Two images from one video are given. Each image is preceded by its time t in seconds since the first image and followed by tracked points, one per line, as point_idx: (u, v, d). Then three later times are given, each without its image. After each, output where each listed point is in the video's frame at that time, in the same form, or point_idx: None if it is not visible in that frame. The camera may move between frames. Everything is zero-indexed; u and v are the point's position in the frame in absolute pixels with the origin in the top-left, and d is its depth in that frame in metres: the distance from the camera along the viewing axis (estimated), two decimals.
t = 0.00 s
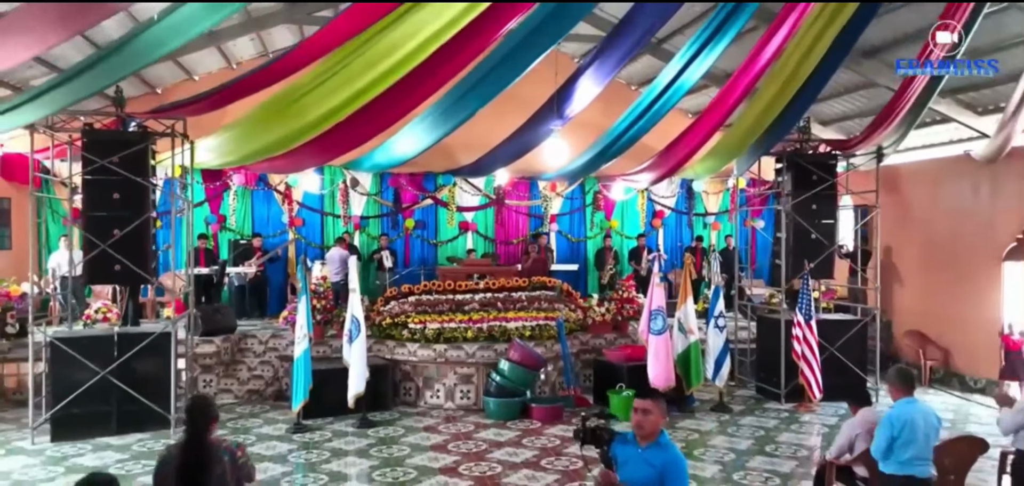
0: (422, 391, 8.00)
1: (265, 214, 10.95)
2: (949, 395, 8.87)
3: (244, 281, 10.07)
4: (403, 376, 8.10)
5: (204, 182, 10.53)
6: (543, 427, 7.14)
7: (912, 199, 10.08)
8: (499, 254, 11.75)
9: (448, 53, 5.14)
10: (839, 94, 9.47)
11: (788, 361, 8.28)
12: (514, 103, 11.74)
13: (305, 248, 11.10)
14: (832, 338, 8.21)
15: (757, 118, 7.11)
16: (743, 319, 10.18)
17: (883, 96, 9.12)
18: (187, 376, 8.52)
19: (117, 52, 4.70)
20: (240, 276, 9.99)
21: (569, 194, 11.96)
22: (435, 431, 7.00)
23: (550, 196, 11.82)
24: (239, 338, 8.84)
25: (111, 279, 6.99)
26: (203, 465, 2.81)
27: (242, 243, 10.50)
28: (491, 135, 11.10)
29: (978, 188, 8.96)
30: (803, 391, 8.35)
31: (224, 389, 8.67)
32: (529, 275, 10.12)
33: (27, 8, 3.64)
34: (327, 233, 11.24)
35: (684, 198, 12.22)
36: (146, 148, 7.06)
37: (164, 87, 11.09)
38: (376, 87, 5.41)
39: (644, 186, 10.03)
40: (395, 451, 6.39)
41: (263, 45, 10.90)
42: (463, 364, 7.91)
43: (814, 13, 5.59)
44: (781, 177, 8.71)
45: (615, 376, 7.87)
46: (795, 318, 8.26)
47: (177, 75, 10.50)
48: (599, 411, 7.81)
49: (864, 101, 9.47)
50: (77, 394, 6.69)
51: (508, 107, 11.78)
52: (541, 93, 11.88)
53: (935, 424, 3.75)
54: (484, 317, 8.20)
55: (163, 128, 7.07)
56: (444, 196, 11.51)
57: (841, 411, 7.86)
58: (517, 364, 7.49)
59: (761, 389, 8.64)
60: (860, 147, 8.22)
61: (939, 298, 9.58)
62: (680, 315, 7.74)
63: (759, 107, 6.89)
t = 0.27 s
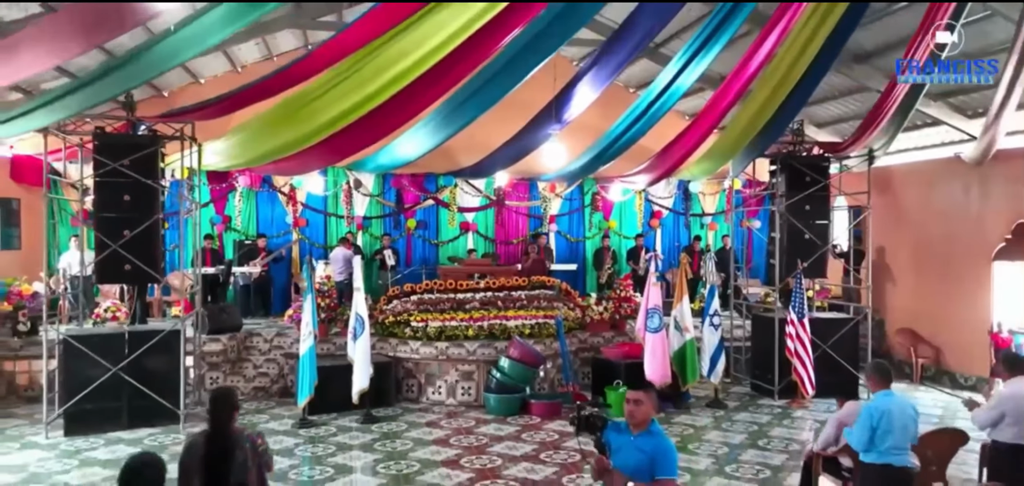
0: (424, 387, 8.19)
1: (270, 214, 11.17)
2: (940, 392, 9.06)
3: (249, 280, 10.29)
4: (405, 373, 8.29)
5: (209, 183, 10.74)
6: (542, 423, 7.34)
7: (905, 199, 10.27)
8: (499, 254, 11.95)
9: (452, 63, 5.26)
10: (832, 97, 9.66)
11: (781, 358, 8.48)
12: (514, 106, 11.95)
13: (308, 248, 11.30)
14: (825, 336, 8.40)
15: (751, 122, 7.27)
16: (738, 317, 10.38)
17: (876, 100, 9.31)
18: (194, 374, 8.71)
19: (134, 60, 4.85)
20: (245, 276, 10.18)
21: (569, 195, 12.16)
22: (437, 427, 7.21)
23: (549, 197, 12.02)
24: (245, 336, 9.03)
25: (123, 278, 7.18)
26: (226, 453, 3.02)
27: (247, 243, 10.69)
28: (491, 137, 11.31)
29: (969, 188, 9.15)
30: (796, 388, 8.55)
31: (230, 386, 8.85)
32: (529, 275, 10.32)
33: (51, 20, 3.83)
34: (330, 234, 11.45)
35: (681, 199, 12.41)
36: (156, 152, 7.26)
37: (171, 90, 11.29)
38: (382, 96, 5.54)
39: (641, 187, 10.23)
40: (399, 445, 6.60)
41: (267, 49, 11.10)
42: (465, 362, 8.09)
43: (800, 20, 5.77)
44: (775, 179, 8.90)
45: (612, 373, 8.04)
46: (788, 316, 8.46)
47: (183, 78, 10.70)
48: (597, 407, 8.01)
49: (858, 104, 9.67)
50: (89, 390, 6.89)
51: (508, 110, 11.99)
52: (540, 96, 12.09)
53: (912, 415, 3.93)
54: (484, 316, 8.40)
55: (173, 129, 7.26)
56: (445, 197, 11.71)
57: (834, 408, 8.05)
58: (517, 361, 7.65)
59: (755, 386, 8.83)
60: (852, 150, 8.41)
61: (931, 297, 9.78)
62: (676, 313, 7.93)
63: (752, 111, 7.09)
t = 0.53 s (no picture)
0: (426, 384, 8.39)
1: (274, 215, 11.39)
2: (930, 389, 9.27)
3: (255, 279, 10.35)
4: (407, 370, 8.50)
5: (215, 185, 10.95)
6: (541, 417, 7.56)
7: (897, 200, 10.48)
8: (499, 254, 12.17)
9: (453, 75, 5.43)
10: (825, 100, 9.88)
11: (774, 355, 8.69)
12: (515, 109, 12.20)
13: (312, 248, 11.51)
14: (817, 334, 8.61)
15: (745, 124, 7.47)
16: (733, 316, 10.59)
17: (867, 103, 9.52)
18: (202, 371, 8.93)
19: (149, 69, 5.06)
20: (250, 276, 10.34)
21: (567, 196, 12.38)
22: (439, 421, 7.42)
23: (548, 198, 12.23)
24: (251, 334, 9.24)
25: (135, 277, 7.39)
26: (245, 438, 3.25)
27: (252, 243, 10.88)
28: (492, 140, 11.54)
29: (958, 189, 9.36)
30: (789, 385, 8.76)
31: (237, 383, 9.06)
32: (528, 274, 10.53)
33: (80, 33, 4.07)
34: (333, 234, 11.67)
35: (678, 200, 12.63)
36: (166, 154, 7.51)
37: (176, 93, 11.50)
38: (386, 104, 5.72)
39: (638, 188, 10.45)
40: (403, 439, 6.82)
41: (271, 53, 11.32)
42: (466, 359, 8.29)
43: (792, 22, 6.01)
44: (769, 180, 9.11)
45: (610, 370, 8.24)
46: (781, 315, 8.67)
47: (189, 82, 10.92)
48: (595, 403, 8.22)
49: (850, 107, 9.88)
50: (103, 385, 7.11)
51: (508, 113, 12.24)
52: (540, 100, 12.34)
53: (887, 407, 4.18)
54: (485, 314, 8.63)
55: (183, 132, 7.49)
56: (446, 198, 11.92)
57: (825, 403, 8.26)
58: (517, 358, 7.90)
59: (750, 383, 9.04)
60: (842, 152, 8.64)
61: (922, 296, 9.99)
62: (671, 311, 8.15)
63: (743, 115, 7.32)
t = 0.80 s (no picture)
0: (428, 380, 8.65)
1: (279, 215, 11.71)
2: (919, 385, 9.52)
3: (260, 278, 10.63)
4: (410, 366, 8.75)
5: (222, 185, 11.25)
6: (539, 412, 7.81)
7: (889, 201, 10.73)
8: (499, 253, 12.43)
9: (454, 87, 5.64)
10: (818, 103, 10.12)
11: (766, 352, 8.95)
12: (514, 112, 12.45)
13: (316, 249, 11.75)
14: (808, 331, 8.86)
15: (736, 127, 7.72)
16: (728, 314, 10.84)
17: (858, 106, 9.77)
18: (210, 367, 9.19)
19: (160, 80, 5.30)
20: (256, 275, 10.59)
21: (566, 196, 12.64)
22: (441, 415, 7.67)
23: (547, 199, 12.48)
24: (258, 332, 9.52)
25: (147, 276, 7.64)
26: (264, 423, 3.50)
27: (257, 243, 11.11)
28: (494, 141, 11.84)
29: (947, 190, 9.61)
30: (780, 381, 9.02)
31: (244, 378, 9.32)
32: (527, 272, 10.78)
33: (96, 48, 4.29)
34: (336, 234, 11.94)
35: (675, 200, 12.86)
36: (177, 157, 7.75)
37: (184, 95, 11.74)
38: (390, 112, 5.94)
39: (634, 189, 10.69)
40: (406, 431, 7.09)
41: (276, 56, 11.56)
42: (467, 355, 8.56)
43: (769, 46, 6.20)
44: (762, 182, 9.35)
45: (606, 366, 8.48)
46: (773, 313, 8.92)
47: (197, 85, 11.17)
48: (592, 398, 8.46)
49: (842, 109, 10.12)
50: (116, 380, 7.36)
51: (509, 115, 12.50)
52: (540, 102, 12.59)
53: (863, 398, 4.48)
54: (486, 312, 8.88)
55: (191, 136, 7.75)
56: (447, 199, 12.02)
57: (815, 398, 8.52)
58: (517, 354, 8.17)
59: (743, 379, 9.30)
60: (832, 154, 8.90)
61: (911, 294, 10.23)
62: (666, 309, 8.40)
63: (732, 121, 7.59)
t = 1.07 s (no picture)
0: (430, 376, 8.85)
1: (282, 216, 11.88)
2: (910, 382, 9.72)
3: (264, 278, 10.82)
4: (412, 363, 8.93)
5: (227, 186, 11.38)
6: (539, 408, 8.01)
7: (882, 201, 10.93)
8: (499, 253, 12.62)
9: (456, 93, 5.81)
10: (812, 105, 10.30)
11: (761, 349, 9.14)
12: (514, 114, 12.65)
13: (319, 248, 11.94)
14: (802, 328, 9.06)
15: (729, 129, 7.91)
16: (723, 312, 11.04)
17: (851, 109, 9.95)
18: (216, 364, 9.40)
19: (169, 86, 5.48)
20: (260, 274, 10.75)
21: (564, 197, 12.86)
22: (442, 411, 7.87)
23: (547, 200, 12.68)
24: (263, 330, 9.73)
25: (156, 275, 7.84)
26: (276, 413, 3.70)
27: (261, 243, 11.26)
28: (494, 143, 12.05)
29: (938, 191, 9.80)
30: (774, 378, 9.21)
31: (250, 375, 9.50)
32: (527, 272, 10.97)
33: (113, 57, 4.47)
34: (339, 235, 12.15)
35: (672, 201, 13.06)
36: (184, 160, 7.95)
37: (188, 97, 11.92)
38: (394, 117, 6.11)
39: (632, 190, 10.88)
40: (409, 426, 7.29)
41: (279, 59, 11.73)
42: (468, 353, 8.76)
43: (758, 52, 6.38)
44: (757, 183, 9.54)
45: (603, 363, 8.66)
46: (767, 311, 9.11)
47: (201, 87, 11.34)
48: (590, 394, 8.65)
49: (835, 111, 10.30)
50: (126, 377, 7.55)
51: (508, 117, 12.69)
52: (539, 104, 12.78)
53: (846, 394, 4.69)
54: (486, 310, 9.08)
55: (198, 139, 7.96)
56: (448, 200, 12.28)
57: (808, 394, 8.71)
58: (516, 351, 8.37)
59: (737, 376, 9.50)
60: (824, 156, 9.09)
61: (904, 294, 10.43)
62: (663, 308, 8.59)
63: (725, 125, 7.82)
